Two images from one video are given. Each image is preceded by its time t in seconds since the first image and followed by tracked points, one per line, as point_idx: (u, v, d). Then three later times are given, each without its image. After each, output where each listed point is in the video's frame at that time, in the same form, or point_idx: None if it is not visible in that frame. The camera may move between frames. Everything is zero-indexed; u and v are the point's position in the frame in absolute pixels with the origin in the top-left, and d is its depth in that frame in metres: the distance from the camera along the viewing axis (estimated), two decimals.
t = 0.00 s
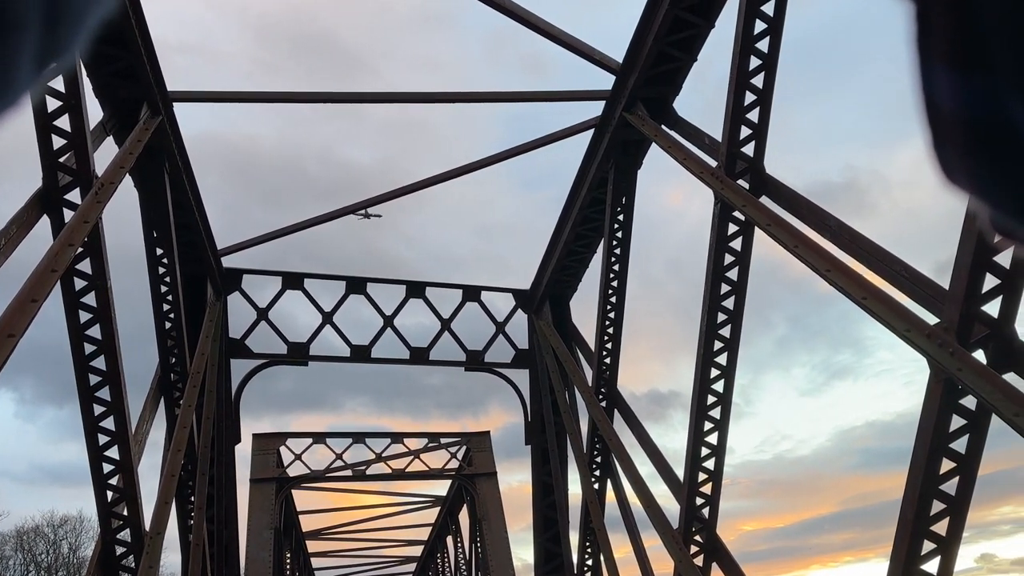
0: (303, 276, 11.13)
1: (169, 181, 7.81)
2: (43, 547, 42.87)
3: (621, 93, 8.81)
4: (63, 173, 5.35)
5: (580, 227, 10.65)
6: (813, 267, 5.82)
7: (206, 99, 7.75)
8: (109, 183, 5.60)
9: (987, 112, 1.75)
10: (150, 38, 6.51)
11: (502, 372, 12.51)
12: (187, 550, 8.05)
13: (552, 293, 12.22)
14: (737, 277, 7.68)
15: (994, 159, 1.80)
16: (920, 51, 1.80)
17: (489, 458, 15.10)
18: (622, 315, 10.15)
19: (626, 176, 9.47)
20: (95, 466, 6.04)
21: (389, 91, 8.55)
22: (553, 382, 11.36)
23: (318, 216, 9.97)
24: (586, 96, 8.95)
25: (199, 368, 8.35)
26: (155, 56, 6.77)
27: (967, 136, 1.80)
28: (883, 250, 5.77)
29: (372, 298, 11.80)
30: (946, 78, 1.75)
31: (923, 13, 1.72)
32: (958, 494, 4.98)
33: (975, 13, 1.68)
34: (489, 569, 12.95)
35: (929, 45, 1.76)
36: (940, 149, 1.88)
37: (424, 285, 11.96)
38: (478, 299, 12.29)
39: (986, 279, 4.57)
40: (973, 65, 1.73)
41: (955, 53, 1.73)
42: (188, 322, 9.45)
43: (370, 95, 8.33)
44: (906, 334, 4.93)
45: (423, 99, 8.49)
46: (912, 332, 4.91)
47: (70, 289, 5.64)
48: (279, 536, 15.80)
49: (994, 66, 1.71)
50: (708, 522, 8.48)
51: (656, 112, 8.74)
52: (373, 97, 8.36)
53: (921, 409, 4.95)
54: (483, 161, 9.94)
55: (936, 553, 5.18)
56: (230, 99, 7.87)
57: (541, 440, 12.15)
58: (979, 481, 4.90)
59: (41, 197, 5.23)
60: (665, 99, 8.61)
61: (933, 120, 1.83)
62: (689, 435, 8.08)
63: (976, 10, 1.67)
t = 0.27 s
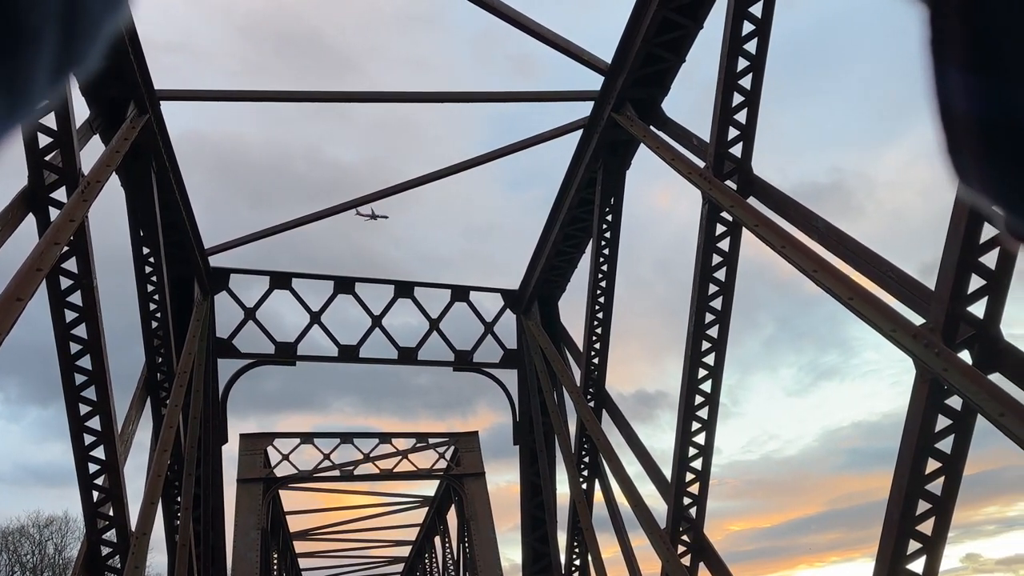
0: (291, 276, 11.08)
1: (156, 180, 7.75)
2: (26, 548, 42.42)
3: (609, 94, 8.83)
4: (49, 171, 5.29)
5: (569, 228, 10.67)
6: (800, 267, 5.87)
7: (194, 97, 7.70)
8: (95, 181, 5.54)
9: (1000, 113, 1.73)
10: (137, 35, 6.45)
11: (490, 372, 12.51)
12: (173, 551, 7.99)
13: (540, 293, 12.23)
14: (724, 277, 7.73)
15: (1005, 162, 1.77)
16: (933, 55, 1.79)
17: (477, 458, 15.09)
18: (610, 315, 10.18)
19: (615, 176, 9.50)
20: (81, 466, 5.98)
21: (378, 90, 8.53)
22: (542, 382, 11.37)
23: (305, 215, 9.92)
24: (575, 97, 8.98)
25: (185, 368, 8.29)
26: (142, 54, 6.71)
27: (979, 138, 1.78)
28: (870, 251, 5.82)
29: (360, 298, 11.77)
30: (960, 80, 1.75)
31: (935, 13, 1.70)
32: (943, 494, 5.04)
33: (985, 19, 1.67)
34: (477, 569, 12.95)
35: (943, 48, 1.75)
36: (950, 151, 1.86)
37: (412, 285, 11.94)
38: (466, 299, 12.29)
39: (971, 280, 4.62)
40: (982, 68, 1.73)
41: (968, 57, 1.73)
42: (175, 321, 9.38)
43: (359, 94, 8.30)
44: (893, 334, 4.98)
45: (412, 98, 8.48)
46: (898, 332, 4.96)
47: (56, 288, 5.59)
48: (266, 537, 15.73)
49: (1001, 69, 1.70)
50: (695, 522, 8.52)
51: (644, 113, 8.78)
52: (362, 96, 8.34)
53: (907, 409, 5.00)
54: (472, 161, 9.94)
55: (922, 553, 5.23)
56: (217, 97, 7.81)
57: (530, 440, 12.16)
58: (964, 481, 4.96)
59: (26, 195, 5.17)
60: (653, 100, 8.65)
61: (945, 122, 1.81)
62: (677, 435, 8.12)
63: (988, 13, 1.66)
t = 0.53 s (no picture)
0: (278, 276, 11.02)
1: (142, 179, 7.68)
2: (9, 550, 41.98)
3: (598, 94, 8.86)
4: (34, 169, 5.23)
5: (557, 228, 10.69)
6: (787, 268, 5.92)
7: (180, 96, 7.64)
8: (81, 180, 5.50)
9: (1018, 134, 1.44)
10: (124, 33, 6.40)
11: (478, 372, 12.51)
12: (159, 551, 7.93)
13: (529, 293, 12.25)
14: (712, 278, 7.77)
15: None
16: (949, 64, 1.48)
17: (465, 458, 15.08)
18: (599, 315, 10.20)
19: (603, 177, 9.53)
20: (66, 466, 5.92)
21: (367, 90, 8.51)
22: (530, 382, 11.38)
23: (291, 215, 9.86)
24: (564, 97, 9.00)
25: (172, 368, 8.22)
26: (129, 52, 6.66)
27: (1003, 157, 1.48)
28: (856, 251, 5.88)
29: (348, 297, 11.73)
30: (979, 98, 1.45)
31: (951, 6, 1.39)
32: (929, 494, 5.10)
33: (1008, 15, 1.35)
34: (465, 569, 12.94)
35: (959, 60, 1.45)
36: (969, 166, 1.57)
37: (400, 285, 11.91)
38: (455, 299, 12.28)
39: (956, 281, 4.68)
40: (1002, 80, 1.42)
41: (987, 71, 1.42)
42: (161, 321, 9.31)
43: (348, 94, 8.28)
44: (879, 335, 5.03)
45: (402, 98, 8.47)
46: (884, 333, 5.01)
47: (41, 288, 5.53)
48: (253, 537, 15.64)
49: None
50: (683, 522, 8.56)
51: (633, 113, 8.81)
52: (350, 96, 8.32)
53: (893, 409, 5.05)
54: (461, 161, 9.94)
55: (908, 553, 5.29)
56: (204, 96, 7.76)
57: (518, 440, 12.16)
58: (949, 481, 5.02)
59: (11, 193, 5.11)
60: (642, 101, 8.69)
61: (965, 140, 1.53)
62: (665, 435, 8.15)
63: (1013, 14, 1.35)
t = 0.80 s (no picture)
0: (266, 276, 10.97)
1: (129, 178, 7.62)
2: None
3: (586, 94, 8.88)
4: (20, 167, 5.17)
5: (546, 228, 10.71)
6: (775, 269, 5.97)
7: (169, 95, 7.59)
8: (67, 178, 5.44)
9: None
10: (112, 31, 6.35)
11: (467, 372, 12.50)
12: (146, 552, 7.87)
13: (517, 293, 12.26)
14: (700, 278, 7.81)
15: None
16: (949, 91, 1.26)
17: (454, 458, 15.07)
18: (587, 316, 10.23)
19: (592, 176, 9.56)
20: (51, 467, 5.87)
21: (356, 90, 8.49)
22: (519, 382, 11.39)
23: (279, 214, 9.82)
24: (553, 98, 9.02)
25: (159, 368, 8.16)
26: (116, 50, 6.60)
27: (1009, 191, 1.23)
28: (843, 252, 5.93)
29: (336, 297, 11.69)
30: (981, 125, 1.23)
31: (951, 17, 1.15)
32: (915, 493, 5.15)
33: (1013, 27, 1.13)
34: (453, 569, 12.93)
35: (960, 87, 1.22)
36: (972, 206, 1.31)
37: (388, 284, 11.89)
38: (443, 299, 12.27)
39: (942, 282, 4.74)
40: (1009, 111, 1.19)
41: (989, 97, 1.20)
42: (148, 321, 9.24)
43: (337, 93, 8.26)
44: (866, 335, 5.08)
45: (391, 97, 8.46)
46: (871, 333, 5.06)
47: (26, 287, 5.47)
48: (240, 537, 15.56)
49: None
50: (670, 522, 8.60)
51: (621, 114, 8.84)
52: (340, 95, 8.30)
53: (880, 409, 5.10)
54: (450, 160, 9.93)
55: (894, 552, 5.35)
56: (192, 95, 7.72)
57: (506, 440, 12.18)
58: (935, 481, 5.07)
59: None
60: (630, 101, 8.72)
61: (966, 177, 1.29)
62: (653, 436, 8.20)
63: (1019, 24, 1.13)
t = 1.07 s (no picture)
0: (253, 275, 10.90)
1: (116, 177, 7.55)
2: None
3: (575, 94, 8.90)
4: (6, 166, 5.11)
5: (535, 228, 10.72)
6: (762, 269, 6.01)
7: (157, 93, 7.53)
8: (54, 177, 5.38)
9: None
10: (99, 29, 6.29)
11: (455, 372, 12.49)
12: (133, 552, 7.81)
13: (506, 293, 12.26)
14: (688, 278, 7.85)
15: None
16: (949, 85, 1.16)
17: (443, 458, 15.05)
18: (576, 316, 10.25)
19: (581, 177, 9.57)
20: (37, 467, 5.81)
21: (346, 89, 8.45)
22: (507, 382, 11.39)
23: (268, 213, 9.76)
24: (542, 98, 9.03)
25: (146, 368, 8.10)
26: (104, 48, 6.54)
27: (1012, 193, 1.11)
28: (830, 252, 5.98)
29: (324, 297, 11.65)
30: (981, 123, 1.12)
31: (951, 16, 1.05)
32: (901, 493, 5.21)
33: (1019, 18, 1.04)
34: (441, 569, 12.92)
35: (958, 84, 1.13)
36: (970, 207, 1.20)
37: (377, 284, 11.85)
38: (432, 299, 12.25)
39: (929, 282, 4.79)
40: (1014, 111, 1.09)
41: (991, 98, 1.10)
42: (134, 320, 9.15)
43: (327, 92, 8.21)
44: (854, 335, 5.13)
45: (380, 96, 8.43)
46: (858, 333, 5.11)
47: (12, 286, 5.40)
48: (229, 537, 15.49)
49: None
50: (659, 521, 8.64)
51: (610, 114, 8.87)
52: (329, 94, 8.27)
53: (867, 409, 5.15)
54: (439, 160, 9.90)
55: (880, 552, 5.40)
56: (181, 94, 7.65)
57: (495, 440, 12.17)
58: (922, 480, 5.13)
59: None
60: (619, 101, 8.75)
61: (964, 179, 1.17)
62: (642, 435, 8.23)
63: None
